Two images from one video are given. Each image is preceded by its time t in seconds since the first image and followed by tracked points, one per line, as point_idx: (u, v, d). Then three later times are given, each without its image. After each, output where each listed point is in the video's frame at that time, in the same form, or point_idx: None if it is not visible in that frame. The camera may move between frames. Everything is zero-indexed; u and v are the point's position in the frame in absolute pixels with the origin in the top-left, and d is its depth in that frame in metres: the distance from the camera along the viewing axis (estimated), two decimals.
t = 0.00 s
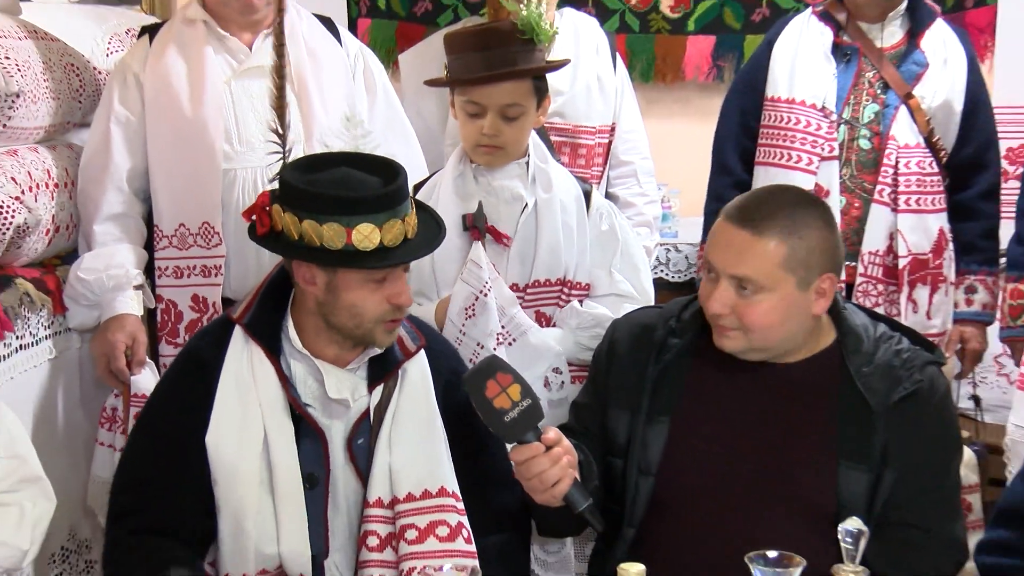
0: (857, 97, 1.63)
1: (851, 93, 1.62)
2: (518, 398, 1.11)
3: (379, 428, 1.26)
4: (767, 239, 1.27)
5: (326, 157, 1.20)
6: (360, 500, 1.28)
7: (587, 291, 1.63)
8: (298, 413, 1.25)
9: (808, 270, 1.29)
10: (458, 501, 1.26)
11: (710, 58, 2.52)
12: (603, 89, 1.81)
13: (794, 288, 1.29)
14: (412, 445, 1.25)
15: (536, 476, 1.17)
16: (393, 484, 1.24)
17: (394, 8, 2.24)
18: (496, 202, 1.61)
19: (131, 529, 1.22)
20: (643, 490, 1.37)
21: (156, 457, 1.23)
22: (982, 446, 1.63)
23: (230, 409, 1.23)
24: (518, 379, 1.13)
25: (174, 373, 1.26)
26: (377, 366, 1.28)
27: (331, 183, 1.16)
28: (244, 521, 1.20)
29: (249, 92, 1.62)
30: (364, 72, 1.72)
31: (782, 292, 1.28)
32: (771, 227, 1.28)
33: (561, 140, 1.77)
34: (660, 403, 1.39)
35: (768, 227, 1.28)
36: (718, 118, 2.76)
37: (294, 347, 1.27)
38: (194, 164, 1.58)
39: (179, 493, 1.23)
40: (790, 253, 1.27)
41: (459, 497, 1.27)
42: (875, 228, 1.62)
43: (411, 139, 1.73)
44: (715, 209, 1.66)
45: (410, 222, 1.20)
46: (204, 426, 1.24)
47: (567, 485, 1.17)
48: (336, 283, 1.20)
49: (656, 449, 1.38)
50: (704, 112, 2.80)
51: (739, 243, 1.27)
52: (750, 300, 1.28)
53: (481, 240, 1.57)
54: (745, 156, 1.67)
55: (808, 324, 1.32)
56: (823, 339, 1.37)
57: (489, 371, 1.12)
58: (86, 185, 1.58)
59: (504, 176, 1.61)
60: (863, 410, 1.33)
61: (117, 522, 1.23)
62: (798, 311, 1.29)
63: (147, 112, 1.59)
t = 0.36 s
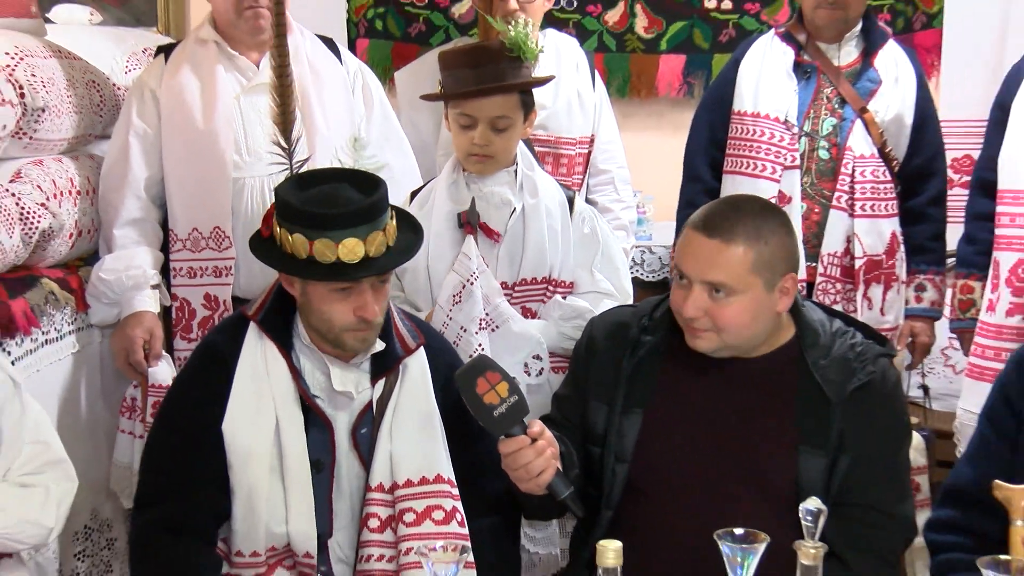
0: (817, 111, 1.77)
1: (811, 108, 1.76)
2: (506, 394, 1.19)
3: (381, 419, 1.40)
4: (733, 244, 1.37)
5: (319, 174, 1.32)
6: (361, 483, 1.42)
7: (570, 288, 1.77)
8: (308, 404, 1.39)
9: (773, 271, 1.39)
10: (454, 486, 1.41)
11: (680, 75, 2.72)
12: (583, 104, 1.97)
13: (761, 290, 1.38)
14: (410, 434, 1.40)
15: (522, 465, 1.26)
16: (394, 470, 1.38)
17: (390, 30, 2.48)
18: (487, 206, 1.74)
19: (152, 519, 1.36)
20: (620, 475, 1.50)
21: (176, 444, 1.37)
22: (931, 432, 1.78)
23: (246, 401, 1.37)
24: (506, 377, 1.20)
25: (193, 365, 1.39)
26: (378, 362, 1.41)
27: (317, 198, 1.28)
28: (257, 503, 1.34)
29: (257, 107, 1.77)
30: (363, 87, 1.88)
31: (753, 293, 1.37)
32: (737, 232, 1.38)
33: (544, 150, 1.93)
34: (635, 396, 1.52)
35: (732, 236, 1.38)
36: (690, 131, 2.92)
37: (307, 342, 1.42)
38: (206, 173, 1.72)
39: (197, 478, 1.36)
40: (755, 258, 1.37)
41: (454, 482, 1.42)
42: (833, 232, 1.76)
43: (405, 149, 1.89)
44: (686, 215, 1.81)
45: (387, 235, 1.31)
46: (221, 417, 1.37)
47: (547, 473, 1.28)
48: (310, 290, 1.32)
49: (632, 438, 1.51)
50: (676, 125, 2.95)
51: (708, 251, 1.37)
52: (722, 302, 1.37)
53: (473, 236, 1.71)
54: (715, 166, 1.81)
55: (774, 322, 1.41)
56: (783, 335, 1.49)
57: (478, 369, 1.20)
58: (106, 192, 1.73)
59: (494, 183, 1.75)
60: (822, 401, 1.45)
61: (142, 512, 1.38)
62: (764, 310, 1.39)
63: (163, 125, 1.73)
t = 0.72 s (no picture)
0: (784, 124, 1.94)
1: (778, 121, 1.94)
2: (499, 385, 1.31)
3: (381, 404, 1.57)
4: (713, 242, 1.53)
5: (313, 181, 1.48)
6: (364, 464, 1.59)
7: (562, 286, 1.95)
8: (311, 392, 1.56)
9: (747, 264, 1.56)
10: (448, 465, 1.57)
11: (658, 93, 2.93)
12: (570, 117, 2.14)
13: (738, 283, 1.55)
14: (406, 417, 1.56)
15: (516, 451, 1.39)
16: (393, 451, 1.55)
17: (395, 50, 2.73)
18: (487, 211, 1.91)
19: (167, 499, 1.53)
20: (604, 457, 1.67)
21: (196, 430, 1.56)
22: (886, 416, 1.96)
23: (256, 390, 1.55)
24: (497, 369, 1.33)
25: (207, 361, 1.59)
26: (376, 352, 1.58)
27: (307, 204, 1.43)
28: (267, 487, 1.52)
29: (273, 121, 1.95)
30: (370, 102, 2.08)
31: (730, 286, 1.54)
32: (714, 231, 1.54)
33: (535, 160, 2.10)
34: (618, 384, 1.69)
35: (711, 232, 1.55)
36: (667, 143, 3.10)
37: (309, 336, 1.58)
38: (226, 181, 1.89)
39: (211, 461, 1.56)
40: (733, 252, 1.54)
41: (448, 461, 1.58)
42: (798, 234, 1.93)
43: (407, 158, 2.09)
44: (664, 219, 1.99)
45: (372, 234, 1.45)
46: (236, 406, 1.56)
47: (540, 457, 1.41)
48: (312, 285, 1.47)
49: (615, 422, 1.68)
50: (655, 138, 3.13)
51: (689, 245, 1.53)
52: (704, 293, 1.53)
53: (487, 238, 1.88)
54: (691, 174, 1.98)
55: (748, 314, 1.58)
56: (754, 327, 1.66)
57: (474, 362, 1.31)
58: (134, 198, 1.91)
59: (492, 190, 1.92)
60: (786, 388, 1.62)
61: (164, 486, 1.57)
62: (739, 300, 1.56)
63: (187, 137, 1.91)
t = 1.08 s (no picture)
0: (757, 135, 2.12)
1: (752, 132, 2.11)
2: (497, 373, 1.43)
3: (389, 390, 1.74)
4: (688, 238, 1.73)
5: (339, 186, 1.67)
6: (373, 445, 1.76)
7: (555, 283, 2.13)
8: (326, 379, 1.73)
9: (718, 263, 1.74)
10: (449, 445, 1.75)
11: (640, 106, 3.16)
12: (562, 128, 2.33)
13: (710, 277, 1.73)
14: (412, 401, 1.73)
15: (512, 433, 1.54)
16: (400, 434, 1.72)
17: (401, 68, 3.11)
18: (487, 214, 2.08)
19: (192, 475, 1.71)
20: (592, 438, 1.84)
21: (221, 414, 1.74)
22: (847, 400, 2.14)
23: (274, 377, 1.72)
24: (494, 359, 1.45)
25: (230, 353, 1.76)
26: (385, 343, 1.76)
27: (328, 203, 1.62)
28: (285, 468, 1.69)
29: (288, 132, 2.12)
30: (378, 114, 2.27)
31: (702, 278, 1.72)
32: (691, 228, 1.74)
33: (529, 168, 2.28)
34: (605, 372, 1.86)
35: (688, 230, 1.74)
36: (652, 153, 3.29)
37: (324, 329, 1.76)
38: (246, 187, 2.07)
39: (237, 443, 1.73)
40: (705, 247, 1.73)
41: (449, 442, 1.76)
42: (770, 236, 2.11)
43: (412, 165, 2.26)
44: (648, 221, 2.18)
45: (382, 236, 1.62)
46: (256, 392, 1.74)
47: (533, 439, 1.55)
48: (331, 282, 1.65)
49: (602, 406, 1.85)
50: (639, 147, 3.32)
51: (667, 240, 1.73)
52: (677, 284, 1.72)
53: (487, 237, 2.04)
54: (672, 180, 2.17)
55: (719, 305, 1.76)
56: (727, 321, 1.85)
57: (474, 352, 1.42)
58: (162, 203, 2.10)
59: (491, 194, 2.08)
60: (753, 375, 1.81)
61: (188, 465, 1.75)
62: (710, 294, 1.73)
63: (210, 147, 2.09)
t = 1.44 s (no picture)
0: (731, 143, 2.31)
1: (726, 141, 2.30)
2: (492, 360, 1.59)
3: (396, 377, 1.92)
4: (666, 238, 1.91)
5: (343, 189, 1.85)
6: (379, 427, 1.94)
7: (545, 278, 2.32)
8: (336, 366, 1.91)
9: (692, 262, 1.92)
10: (450, 428, 1.92)
11: (624, 116, 3.38)
12: (551, 137, 2.53)
13: (684, 274, 1.91)
14: (418, 387, 1.91)
15: (506, 415, 1.69)
16: (404, 417, 1.90)
17: (403, 81, 3.30)
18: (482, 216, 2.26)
19: (209, 458, 1.86)
20: (579, 421, 2.02)
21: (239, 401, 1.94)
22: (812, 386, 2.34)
23: (289, 365, 1.90)
24: (488, 349, 1.61)
25: (248, 344, 1.97)
26: (393, 334, 1.94)
27: (332, 204, 1.80)
28: (298, 447, 1.88)
29: (299, 141, 2.30)
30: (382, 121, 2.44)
31: (677, 275, 1.90)
32: (668, 230, 1.93)
33: (521, 173, 2.48)
34: (592, 360, 2.04)
35: (666, 231, 1.92)
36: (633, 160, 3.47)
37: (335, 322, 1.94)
38: (259, 192, 2.25)
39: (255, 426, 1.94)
40: (681, 247, 1.91)
41: (450, 425, 1.93)
42: (742, 237, 2.30)
43: (412, 168, 2.48)
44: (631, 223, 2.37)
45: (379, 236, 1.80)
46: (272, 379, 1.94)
47: (524, 423, 1.70)
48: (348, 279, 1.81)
49: (588, 391, 2.03)
50: (620, 154, 3.50)
51: (647, 240, 1.92)
52: (654, 280, 1.90)
53: (482, 240, 2.21)
54: (653, 185, 2.36)
55: (693, 300, 1.95)
56: (704, 314, 2.03)
57: (471, 341, 1.58)
58: (183, 207, 2.28)
59: (485, 197, 2.27)
60: (727, 363, 1.99)
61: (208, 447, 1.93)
62: (683, 289, 1.91)
63: (227, 154, 2.27)
